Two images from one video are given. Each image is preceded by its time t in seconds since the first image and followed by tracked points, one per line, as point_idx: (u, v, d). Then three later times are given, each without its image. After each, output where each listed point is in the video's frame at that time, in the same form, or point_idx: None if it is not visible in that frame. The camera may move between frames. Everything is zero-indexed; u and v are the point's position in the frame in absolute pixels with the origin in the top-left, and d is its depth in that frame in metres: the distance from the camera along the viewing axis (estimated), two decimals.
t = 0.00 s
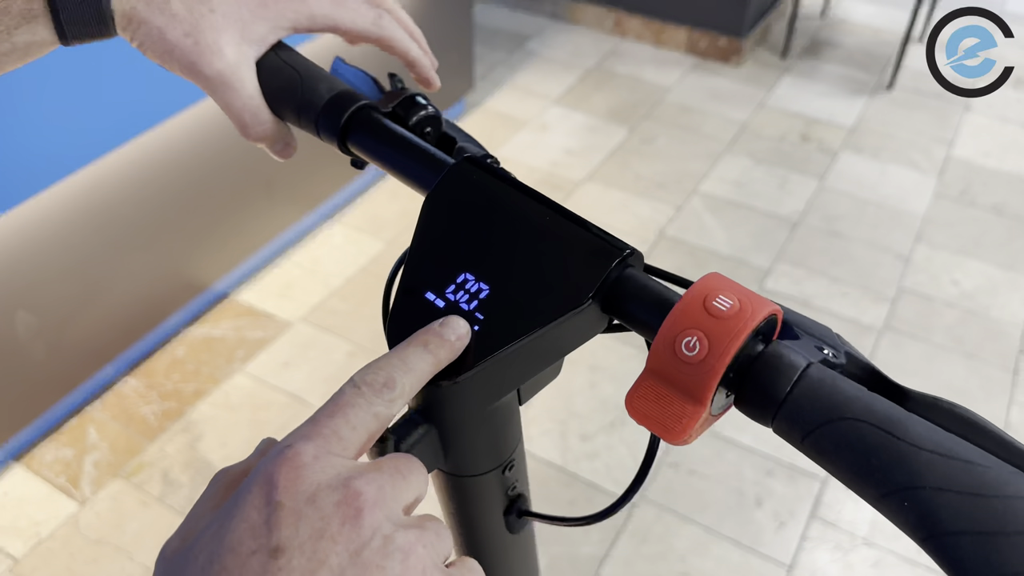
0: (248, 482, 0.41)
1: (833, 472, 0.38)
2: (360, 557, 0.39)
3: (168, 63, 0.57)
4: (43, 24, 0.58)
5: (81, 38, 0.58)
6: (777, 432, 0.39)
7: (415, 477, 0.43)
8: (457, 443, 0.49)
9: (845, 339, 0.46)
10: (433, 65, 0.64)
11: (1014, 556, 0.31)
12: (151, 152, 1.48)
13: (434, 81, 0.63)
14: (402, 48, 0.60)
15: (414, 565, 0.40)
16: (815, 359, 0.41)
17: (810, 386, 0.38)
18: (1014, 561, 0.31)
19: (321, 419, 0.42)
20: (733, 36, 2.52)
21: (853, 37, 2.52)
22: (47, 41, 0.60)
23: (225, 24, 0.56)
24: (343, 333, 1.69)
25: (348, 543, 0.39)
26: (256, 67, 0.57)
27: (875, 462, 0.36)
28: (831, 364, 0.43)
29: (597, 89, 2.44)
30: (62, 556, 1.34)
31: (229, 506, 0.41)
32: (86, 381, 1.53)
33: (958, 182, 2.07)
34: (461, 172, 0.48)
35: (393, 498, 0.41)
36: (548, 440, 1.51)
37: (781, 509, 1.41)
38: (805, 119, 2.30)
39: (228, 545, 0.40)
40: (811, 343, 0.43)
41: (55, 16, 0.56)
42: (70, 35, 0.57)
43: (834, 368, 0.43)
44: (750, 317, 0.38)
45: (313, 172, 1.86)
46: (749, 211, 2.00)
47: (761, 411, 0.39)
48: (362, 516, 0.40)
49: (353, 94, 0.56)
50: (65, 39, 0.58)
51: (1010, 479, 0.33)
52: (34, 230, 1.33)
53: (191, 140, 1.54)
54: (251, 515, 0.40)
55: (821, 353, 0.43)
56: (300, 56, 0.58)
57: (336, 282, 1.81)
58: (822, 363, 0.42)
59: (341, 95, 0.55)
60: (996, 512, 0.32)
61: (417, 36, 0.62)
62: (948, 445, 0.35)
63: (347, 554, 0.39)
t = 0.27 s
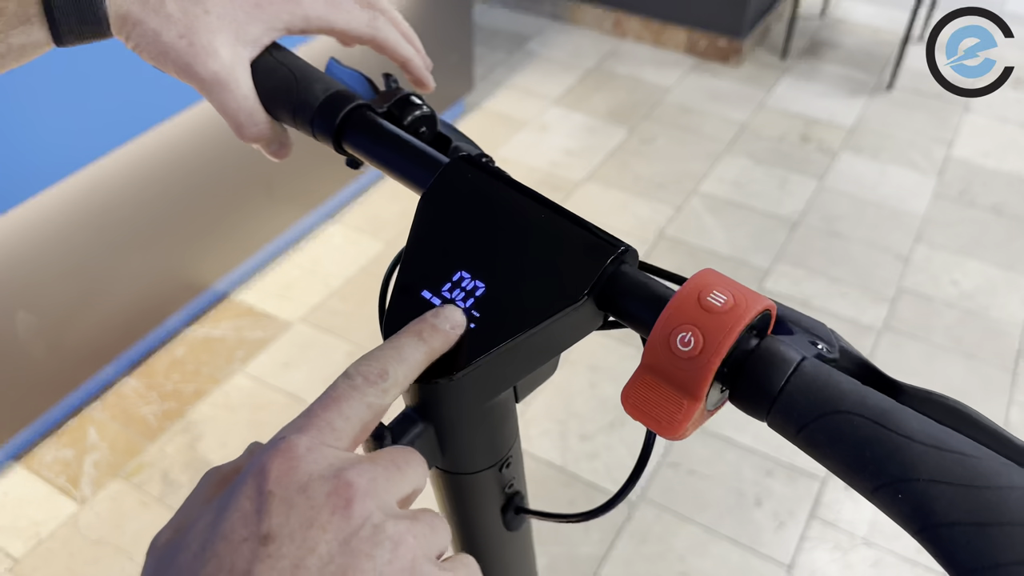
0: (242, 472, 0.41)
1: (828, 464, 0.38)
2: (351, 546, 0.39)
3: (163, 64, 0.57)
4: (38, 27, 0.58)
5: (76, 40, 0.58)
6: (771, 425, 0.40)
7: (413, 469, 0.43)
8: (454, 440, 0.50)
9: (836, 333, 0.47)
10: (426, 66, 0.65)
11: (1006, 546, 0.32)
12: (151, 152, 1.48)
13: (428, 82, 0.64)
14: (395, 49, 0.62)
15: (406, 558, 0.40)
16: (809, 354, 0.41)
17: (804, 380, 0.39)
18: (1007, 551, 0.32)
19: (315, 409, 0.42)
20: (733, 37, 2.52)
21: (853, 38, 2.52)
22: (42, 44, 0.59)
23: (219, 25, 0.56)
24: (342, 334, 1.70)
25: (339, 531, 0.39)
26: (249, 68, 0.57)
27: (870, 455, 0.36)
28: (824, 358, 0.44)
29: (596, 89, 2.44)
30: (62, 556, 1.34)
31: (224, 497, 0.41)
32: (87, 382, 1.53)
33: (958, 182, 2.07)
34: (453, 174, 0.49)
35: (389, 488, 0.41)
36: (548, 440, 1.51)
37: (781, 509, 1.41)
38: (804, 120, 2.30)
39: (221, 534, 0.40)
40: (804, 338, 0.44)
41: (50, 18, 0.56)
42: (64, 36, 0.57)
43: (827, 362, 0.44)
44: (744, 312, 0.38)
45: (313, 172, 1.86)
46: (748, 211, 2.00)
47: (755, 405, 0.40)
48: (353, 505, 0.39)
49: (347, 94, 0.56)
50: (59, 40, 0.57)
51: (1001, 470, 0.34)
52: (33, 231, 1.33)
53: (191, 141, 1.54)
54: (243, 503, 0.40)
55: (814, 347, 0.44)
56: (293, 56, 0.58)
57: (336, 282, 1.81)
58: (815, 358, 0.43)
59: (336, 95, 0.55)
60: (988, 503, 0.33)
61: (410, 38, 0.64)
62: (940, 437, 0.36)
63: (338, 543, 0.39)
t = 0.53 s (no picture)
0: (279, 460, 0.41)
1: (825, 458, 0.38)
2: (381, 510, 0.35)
3: (157, 66, 0.56)
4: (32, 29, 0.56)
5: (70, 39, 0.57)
6: (769, 420, 0.40)
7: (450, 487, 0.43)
8: (452, 438, 0.50)
9: (830, 328, 0.48)
10: (421, 68, 0.65)
11: (1003, 536, 0.32)
12: (151, 152, 1.48)
13: (424, 82, 0.64)
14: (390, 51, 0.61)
15: None
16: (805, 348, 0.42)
17: (801, 374, 0.39)
18: (1005, 540, 0.32)
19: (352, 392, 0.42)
20: (733, 37, 2.52)
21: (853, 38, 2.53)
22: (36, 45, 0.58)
23: (214, 27, 0.55)
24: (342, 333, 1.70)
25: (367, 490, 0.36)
26: (245, 69, 0.57)
27: (869, 448, 0.36)
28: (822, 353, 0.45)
29: (596, 89, 2.44)
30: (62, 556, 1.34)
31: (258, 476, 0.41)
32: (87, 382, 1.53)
33: (958, 182, 2.07)
34: (451, 171, 0.50)
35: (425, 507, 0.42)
36: (548, 440, 1.51)
37: (780, 509, 1.41)
38: (804, 120, 2.30)
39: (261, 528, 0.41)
40: (801, 333, 0.45)
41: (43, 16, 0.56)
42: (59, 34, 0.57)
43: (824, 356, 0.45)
44: (742, 307, 0.39)
45: (313, 172, 1.86)
46: (748, 211, 2.00)
47: (754, 399, 0.40)
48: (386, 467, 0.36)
49: (344, 95, 0.57)
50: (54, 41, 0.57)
51: (997, 462, 0.34)
52: (33, 231, 1.33)
53: (190, 142, 1.54)
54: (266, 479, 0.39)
55: (811, 342, 0.44)
56: (290, 57, 0.58)
57: (336, 282, 1.81)
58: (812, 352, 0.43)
59: (332, 96, 0.57)
60: (984, 495, 0.33)
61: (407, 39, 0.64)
62: (936, 429, 0.36)
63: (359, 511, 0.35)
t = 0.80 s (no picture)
0: (387, 495, 0.40)
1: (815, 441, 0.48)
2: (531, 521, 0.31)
3: (151, 66, 0.59)
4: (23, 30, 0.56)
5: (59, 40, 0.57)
6: (764, 407, 0.51)
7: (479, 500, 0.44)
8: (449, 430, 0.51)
9: (819, 319, 0.57)
10: (412, 67, 0.65)
11: (996, 513, 0.41)
12: (152, 151, 1.47)
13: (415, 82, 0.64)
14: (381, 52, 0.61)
15: None
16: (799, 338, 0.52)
17: (793, 364, 0.50)
18: (998, 522, 0.40)
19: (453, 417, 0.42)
20: (734, 36, 2.52)
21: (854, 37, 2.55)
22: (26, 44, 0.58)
23: (204, 26, 0.58)
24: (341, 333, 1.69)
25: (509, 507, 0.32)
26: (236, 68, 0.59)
27: (865, 431, 0.46)
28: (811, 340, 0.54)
29: (596, 88, 2.44)
30: (60, 557, 1.33)
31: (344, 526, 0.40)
32: (85, 381, 1.53)
33: (960, 182, 2.07)
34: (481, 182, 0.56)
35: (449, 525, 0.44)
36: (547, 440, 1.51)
37: (782, 509, 1.40)
38: (805, 119, 2.29)
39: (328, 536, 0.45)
40: (793, 323, 0.54)
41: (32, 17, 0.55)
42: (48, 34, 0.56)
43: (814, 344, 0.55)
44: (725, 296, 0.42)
45: (312, 171, 1.85)
46: (750, 211, 1.99)
47: (754, 387, 0.50)
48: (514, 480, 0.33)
49: (334, 91, 0.57)
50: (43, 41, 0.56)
51: (987, 447, 0.43)
52: (36, 230, 1.32)
53: (190, 143, 1.53)
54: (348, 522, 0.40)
55: (803, 331, 0.54)
56: (280, 56, 0.59)
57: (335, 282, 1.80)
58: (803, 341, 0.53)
59: (323, 92, 0.57)
60: (979, 475, 0.42)
61: (395, 37, 0.64)
62: (927, 416, 0.45)
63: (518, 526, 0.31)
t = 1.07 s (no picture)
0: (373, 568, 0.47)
1: (818, 445, 0.43)
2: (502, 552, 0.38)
3: (152, 70, 0.57)
4: (24, 32, 0.55)
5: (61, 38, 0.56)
6: (765, 410, 0.45)
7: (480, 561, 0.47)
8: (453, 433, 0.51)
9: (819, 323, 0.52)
10: (412, 68, 0.65)
11: (1000, 519, 0.37)
12: (151, 152, 1.47)
13: (415, 83, 0.65)
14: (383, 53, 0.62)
15: None
16: (799, 340, 0.47)
17: (796, 367, 0.44)
18: (998, 526, 0.36)
19: (421, 465, 0.43)
20: (733, 38, 2.52)
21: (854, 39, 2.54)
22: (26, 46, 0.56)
23: (206, 29, 0.56)
24: (342, 334, 1.70)
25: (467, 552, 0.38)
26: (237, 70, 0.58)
27: (865, 435, 0.41)
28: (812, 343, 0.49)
29: (597, 90, 2.44)
30: (61, 557, 1.34)
31: None
32: (86, 382, 1.53)
33: (959, 183, 2.07)
34: (446, 170, 0.50)
35: None
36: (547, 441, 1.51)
37: (780, 509, 1.41)
38: (805, 120, 2.30)
39: None
40: (793, 326, 0.49)
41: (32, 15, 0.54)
42: (50, 32, 0.55)
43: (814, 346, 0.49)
44: (735, 301, 0.41)
45: (311, 172, 1.86)
46: (749, 212, 2.00)
47: (753, 391, 0.44)
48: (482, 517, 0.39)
49: (335, 94, 0.58)
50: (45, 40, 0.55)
51: (988, 449, 0.39)
52: (35, 230, 1.33)
53: (189, 144, 1.54)
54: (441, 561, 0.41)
55: (804, 334, 0.48)
56: (282, 59, 0.60)
57: (335, 283, 1.81)
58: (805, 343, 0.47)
59: (325, 96, 0.58)
60: (982, 479, 0.38)
61: (397, 38, 0.64)
62: (931, 419, 0.41)
63: None
